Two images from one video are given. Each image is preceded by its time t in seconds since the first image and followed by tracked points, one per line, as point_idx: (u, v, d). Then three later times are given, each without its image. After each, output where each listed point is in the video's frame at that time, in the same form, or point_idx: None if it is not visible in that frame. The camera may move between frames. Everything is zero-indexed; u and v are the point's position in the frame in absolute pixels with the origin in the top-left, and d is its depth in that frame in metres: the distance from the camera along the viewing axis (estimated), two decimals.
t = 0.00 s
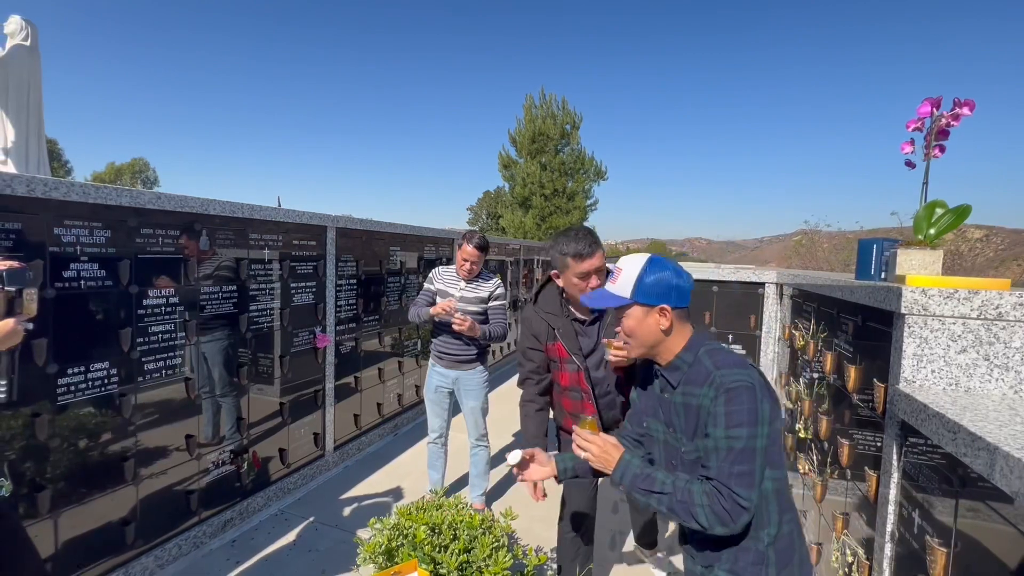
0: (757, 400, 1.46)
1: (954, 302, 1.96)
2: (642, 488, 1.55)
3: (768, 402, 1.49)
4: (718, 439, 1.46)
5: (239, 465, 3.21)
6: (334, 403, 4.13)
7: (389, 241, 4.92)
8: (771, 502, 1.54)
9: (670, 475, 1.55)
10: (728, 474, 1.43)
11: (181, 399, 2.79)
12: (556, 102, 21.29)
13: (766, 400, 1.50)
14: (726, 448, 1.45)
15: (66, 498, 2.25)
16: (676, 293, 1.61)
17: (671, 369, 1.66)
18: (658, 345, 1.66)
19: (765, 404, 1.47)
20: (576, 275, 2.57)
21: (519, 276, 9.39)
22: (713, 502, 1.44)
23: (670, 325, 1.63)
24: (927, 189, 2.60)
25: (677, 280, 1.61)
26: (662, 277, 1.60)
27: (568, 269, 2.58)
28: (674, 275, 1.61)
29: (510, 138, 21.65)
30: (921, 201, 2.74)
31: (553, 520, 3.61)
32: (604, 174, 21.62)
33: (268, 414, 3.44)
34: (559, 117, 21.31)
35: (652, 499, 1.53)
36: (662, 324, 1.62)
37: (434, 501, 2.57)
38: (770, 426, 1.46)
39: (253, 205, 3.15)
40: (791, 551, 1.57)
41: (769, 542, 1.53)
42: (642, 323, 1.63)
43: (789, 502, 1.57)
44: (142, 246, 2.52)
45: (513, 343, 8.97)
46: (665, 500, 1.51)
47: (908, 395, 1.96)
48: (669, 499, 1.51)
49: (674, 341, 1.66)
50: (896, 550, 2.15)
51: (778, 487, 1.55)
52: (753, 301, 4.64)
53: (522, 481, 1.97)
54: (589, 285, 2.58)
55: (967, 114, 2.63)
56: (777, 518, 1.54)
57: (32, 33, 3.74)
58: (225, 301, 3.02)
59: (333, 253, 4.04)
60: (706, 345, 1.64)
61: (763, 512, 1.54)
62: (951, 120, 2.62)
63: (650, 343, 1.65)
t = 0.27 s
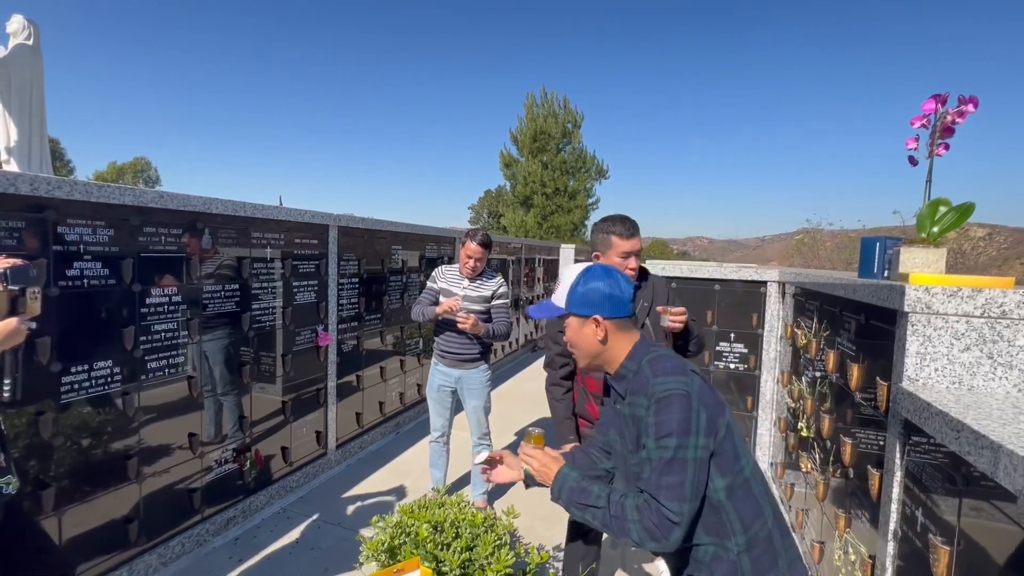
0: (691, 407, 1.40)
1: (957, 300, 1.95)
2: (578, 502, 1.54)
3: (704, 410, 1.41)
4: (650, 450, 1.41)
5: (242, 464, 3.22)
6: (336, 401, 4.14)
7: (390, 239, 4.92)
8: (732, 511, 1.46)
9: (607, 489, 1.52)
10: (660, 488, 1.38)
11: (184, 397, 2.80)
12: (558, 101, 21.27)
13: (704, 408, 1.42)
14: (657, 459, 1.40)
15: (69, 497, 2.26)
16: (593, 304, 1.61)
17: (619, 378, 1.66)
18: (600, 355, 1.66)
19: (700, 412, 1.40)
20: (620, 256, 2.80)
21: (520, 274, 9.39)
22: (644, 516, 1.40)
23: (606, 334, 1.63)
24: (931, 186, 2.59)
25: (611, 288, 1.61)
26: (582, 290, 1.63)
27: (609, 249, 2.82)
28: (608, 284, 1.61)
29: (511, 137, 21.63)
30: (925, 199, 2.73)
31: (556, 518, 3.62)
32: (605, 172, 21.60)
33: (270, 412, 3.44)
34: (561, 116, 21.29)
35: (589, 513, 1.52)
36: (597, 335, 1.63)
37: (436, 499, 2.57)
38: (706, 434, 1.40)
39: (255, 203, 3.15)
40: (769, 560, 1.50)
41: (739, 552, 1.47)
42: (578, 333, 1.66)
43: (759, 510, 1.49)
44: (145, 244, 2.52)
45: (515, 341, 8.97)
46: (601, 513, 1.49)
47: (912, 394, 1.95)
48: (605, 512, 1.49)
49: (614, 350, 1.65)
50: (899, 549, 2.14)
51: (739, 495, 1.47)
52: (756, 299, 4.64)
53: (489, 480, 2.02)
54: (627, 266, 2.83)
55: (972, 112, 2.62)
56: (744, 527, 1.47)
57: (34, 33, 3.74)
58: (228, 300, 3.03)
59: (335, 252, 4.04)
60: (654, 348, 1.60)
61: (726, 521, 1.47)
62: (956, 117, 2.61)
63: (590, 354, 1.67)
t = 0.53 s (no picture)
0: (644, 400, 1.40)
1: (958, 298, 1.95)
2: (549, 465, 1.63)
3: (658, 405, 1.41)
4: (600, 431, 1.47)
5: (242, 462, 3.22)
6: (336, 400, 4.14)
7: (390, 238, 4.92)
8: (682, 510, 1.49)
9: (577, 457, 1.60)
10: (603, 469, 1.44)
11: (184, 396, 2.80)
12: (558, 100, 21.24)
13: (658, 402, 1.42)
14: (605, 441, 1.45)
15: (68, 495, 2.25)
16: (589, 276, 1.59)
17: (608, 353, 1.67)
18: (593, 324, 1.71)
19: (652, 406, 1.41)
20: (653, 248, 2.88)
21: (520, 274, 9.39)
22: (588, 491, 1.48)
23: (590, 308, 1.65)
24: (932, 184, 2.58)
25: (590, 267, 1.60)
26: (597, 259, 1.60)
27: (645, 241, 2.90)
28: (590, 262, 1.60)
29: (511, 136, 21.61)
30: (926, 197, 2.72)
31: (557, 516, 3.62)
32: (605, 171, 21.60)
33: (270, 411, 3.44)
34: (561, 114, 21.27)
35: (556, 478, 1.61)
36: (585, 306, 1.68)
37: (436, 497, 2.57)
38: (657, 428, 1.41)
39: (254, 201, 3.14)
40: (726, 565, 1.50)
41: (687, 549, 1.50)
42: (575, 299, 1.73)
43: (713, 515, 1.49)
44: (145, 243, 2.52)
45: (515, 340, 8.98)
46: (562, 481, 1.58)
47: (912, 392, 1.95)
48: (565, 480, 1.58)
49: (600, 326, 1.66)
50: (898, 547, 2.14)
51: (691, 498, 1.49)
52: (755, 297, 4.64)
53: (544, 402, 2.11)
54: (662, 259, 2.92)
55: (973, 109, 2.61)
56: (696, 528, 1.49)
57: (33, 31, 3.73)
58: (227, 298, 3.03)
59: (335, 250, 4.04)
60: (642, 336, 1.58)
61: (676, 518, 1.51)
62: (957, 115, 2.60)
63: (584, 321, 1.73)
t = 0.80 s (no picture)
0: (626, 377, 1.49)
1: (952, 297, 1.96)
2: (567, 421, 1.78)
3: (637, 385, 1.48)
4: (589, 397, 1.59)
5: (238, 461, 3.21)
6: (333, 399, 4.14)
7: (387, 237, 4.91)
8: (647, 492, 1.55)
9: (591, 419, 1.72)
10: (584, 431, 1.56)
11: (180, 396, 2.79)
12: (555, 98, 21.23)
13: (638, 384, 1.48)
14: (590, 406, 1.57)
15: (64, 494, 2.24)
16: (628, 250, 1.66)
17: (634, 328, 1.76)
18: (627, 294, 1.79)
19: (631, 385, 1.48)
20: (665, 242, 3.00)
21: (517, 272, 9.38)
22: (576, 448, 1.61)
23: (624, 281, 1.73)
24: (927, 184, 2.59)
25: (629, 244, 1.66)
26: (646, 239, 1.63)
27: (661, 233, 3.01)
28: (631, 239, 1.66)
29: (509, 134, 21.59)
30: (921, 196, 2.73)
31: (554, 514, 3.63)
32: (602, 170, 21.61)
33: (267, 409, 3.44)
34: (558, 113, 21.25)
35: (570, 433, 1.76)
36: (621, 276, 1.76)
37: (434, 496, 2.57)
38: (633, 406, 1.48)
39: (250, 200, 3.14)
40: (679, 558, 1.52)
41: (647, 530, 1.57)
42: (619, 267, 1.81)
43: (677, 508, 1.52)
44: (141, 242, 2.51)
45: (512, 339, 8.98)
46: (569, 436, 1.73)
47: (907, 390, 1.96)
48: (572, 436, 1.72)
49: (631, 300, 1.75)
50: (893, 544, 2.15)
51: (657, 484, 1.53)
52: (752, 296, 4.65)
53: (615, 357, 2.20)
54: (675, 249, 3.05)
55: (967, 109, 2.62)
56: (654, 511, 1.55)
57: (27, 28, 3.71)
58: (223, 297, 3.02)
59: (332, 249, 4.04)
60: (653, 320, 1.65)
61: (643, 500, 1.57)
62: (951, 114, 2.61)
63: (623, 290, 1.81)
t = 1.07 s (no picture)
0: (638, 359, 1.63)
1: (943, 295, 1.97)
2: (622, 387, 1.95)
3: (646, 369, 1.61)
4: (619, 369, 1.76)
5: (232, 461, 3.21)
6: (327, 397, 4.13)
7: (382, 235, 4.90)
8: (657, 467, 1.67)
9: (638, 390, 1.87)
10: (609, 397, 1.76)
11: (173, 395, 2.78)
12: (551, 97, 21.21)
13: (645, 369, 1.61)
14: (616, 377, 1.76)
15: (55, 495, 2.23)
16: (680, 241, 1.71)
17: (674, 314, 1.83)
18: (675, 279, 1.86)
19: (641, 367, 1.61)
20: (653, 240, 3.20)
21: (513, 271, 9.38)
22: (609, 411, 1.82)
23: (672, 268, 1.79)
24: (918, 183, 2.61)
25: (683, 235, 1.71)
26: (700, 233, 1.67)
27: (651, 234, 3.20)
28: (687, 231, 1.70)
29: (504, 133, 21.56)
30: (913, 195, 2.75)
31: (549, 512, 3.64)
32: (598, 168, 21.61)
33: (261, 409, 3.43)
34: (554, 111, 21.24)
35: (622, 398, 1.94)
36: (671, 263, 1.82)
37: (428, 495, 2.57)
38: (640, 386, 1.62)
39: (244, 198, 3.12)
40: (676, 535, 1.62)
41: (653, 499, 1.69)
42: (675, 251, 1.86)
43: (677, 491, 1.60)
44: (132, 240, 2.50)
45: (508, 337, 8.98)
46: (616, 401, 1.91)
47: (897, 388, 1.98)
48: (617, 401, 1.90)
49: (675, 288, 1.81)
50: (883, 541, 2.17)
51: (662, 462, 1.64)
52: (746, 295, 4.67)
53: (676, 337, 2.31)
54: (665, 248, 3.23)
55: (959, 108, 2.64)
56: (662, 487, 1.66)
57: (16, 24, 3.67)
58: (216, 296, 3.01)
59: (326, 247, 4.03)
60: (691, 313, 1.69)
61: (654, 473, 1.69)
62: (942, 114, 2.63)
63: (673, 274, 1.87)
